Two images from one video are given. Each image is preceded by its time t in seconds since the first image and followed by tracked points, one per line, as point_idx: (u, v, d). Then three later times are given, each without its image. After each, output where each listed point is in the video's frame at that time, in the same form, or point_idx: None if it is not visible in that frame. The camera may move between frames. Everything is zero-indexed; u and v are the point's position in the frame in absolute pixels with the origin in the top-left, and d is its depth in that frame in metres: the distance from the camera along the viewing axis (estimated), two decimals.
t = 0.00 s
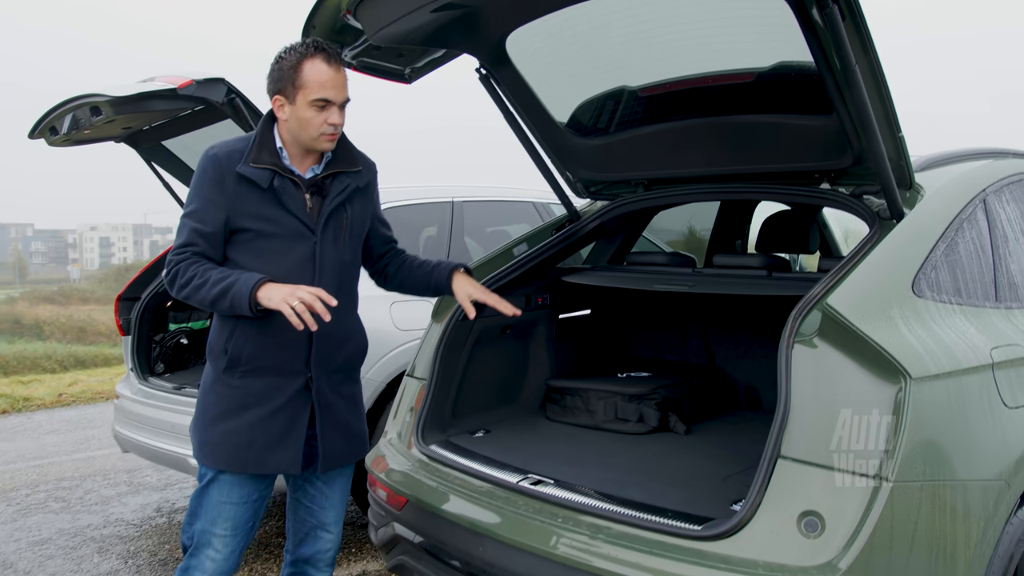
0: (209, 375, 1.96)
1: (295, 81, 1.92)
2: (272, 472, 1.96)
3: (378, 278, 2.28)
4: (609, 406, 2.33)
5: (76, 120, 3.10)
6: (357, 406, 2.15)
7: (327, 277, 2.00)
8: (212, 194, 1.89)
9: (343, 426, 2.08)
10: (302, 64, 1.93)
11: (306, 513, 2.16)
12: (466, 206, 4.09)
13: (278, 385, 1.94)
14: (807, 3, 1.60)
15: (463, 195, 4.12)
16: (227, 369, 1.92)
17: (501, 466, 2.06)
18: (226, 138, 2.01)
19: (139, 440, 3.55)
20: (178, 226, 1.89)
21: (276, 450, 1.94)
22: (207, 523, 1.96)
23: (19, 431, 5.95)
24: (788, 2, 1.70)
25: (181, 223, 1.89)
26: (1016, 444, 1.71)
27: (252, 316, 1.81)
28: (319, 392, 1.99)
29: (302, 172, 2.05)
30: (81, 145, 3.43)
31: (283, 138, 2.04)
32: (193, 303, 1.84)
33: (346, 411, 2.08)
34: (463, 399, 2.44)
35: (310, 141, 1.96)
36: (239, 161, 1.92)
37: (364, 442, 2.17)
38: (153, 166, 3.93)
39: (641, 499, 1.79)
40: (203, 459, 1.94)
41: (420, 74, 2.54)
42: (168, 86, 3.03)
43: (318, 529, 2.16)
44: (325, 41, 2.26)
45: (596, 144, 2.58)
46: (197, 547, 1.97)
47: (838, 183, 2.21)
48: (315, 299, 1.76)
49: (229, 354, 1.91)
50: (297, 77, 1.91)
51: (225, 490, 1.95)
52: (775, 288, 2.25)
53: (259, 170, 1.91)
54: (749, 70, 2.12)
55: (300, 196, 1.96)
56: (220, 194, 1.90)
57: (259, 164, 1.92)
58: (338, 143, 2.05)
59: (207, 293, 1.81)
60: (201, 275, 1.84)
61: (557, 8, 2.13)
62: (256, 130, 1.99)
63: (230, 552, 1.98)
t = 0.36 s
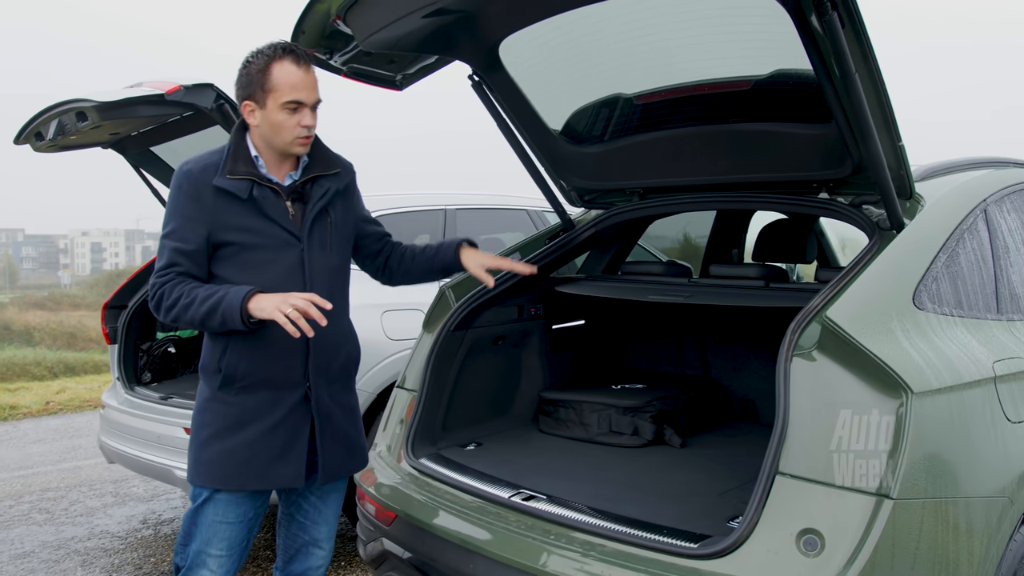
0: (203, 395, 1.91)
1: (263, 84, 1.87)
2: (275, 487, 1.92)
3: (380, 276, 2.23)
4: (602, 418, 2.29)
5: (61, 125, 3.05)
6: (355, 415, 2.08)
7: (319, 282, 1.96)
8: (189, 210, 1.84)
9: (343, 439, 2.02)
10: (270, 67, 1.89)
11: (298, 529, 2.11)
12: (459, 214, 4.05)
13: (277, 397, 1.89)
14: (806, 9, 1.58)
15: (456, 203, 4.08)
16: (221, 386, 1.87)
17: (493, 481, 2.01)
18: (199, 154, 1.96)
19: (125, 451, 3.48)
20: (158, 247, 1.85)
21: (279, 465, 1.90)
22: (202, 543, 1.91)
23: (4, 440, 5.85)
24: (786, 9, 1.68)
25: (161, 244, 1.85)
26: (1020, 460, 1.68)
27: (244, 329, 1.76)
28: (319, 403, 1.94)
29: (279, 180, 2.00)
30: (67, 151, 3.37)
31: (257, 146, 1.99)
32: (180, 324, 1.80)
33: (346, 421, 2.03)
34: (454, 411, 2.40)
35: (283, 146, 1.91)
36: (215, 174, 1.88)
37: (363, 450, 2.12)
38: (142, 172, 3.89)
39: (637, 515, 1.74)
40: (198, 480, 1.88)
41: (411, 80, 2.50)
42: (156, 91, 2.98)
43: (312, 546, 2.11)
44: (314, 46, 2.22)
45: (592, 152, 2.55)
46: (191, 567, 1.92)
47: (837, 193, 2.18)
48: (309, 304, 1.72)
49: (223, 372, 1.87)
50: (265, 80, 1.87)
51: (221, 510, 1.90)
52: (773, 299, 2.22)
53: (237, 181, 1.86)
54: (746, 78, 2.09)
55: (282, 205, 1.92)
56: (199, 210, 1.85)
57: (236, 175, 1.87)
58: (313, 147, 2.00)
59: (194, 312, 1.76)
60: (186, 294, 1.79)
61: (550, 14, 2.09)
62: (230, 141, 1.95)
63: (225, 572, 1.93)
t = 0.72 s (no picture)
0: (198, 399, 1.88)
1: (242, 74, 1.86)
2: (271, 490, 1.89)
3: (388, 264, 2.21)
4: (602, 419, 2.27)
5: (50, 125, 3.01)
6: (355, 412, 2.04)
7: (310, 283, 1.91)
8: (177, 217, 1.82)
9: (342, 441, 1.99)
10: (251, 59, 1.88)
11: (295, 533, 2.07)
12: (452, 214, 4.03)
13: (273, 399, 1.87)
14: (810, 9, 1.57)
15: (448, 203, 4.05)
16: (216, 389, 1.84)
17: (494, 483, 1.99)
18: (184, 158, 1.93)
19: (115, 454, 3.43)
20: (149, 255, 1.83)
21: (275, 467, 1.87)
22: (197, 547, 1.88)
23: None
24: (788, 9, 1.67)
25: (151, 252, 1.82)
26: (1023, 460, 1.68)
27: (231, 333, 1.73)
28: (315, 404, 1.91)
29: (266, 178, 1.95)
30: (55, 150, 3.32)
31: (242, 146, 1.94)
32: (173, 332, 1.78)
33: (343, 422, 1.98)
34: (452, 413, 2.38)
35: (259, 135, 1.85)
36: (200, 179, 1.85)
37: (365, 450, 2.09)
38: (131, 172, 3.84)
39: (641, 517, 1.73)
40: (196, 484, 1.85)
41: (407, 80, 2.47)
42: (146, 90, 2.94)
43: (308, 550, 2.08)
44: (309, 45, 2.19)
45: (589, 152, 2.54)
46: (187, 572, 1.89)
47: (837, 193, 2.18)
48: (295, 306, 1.69)
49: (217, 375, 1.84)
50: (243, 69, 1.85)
51: (216, 513, 1.87)
52: (772, 299, 2.22)
53: (222, 184, 1.83)
54: (746, 77, 2.08)
55: (269, 206, 1.88)
56: (187, 216, 1.83)
57: (220, 178, 1.83)
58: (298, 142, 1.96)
59: (184, 319, 1.74)
60: (176, 301, 1.77)
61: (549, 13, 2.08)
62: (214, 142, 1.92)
63: None
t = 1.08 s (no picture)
0: (197, 396, 1.86)
1: (265, 74, 1.82)
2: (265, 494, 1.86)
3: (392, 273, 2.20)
4: (610, 417, 2.28)
5: (45, 123, 2.97)
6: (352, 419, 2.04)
7: (315, 284, 1.90)
8: (189, 206, 1.79)
9: (341, 443, 1.98)
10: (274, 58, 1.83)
11: (300, 535, 2.06)
12: (449, 211, 4.02)
13: (270, 401, 1.84)
14: (824, 7, 1.58)
15: (445, 200, 4.05)
16: (214, 387, 1.82)
17: (506, 482, 1.99)
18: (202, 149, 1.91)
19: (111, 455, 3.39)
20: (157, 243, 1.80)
21: (271, 470, 1.85)
22: (207, 553, 1.85)
23: None
24: (801, 5, 1.68)
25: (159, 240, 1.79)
26: None
27: (232, 327, 1.69)
28: (313, 407, 1.89)
29: (281, 177, 1.94)
30: (48, 149, 3.28)
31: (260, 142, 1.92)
32: (176, 321, 1.74)
33: (338, 426, 1.97)
34: (459, 412, 2.38)
35: (279, 139, 1.84)
36: (217, 170, 1.83)
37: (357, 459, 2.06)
38: (124, 170, 3.80)
39: (657, 515, 1.74)
40: (193, 484, 1.83)
41: (411, 77, 2.46)
42: (144, 88, 2.92)
43: (314, 551, 2.07)
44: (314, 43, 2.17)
45: (592, 149, 2.54)
46: None
47: (844, 189, 2.19)
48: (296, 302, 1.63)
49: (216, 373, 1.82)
50: (265, 70, 1.81)
51: (225, 516, 1.85)
52: (779, 296, 2.23)
53: (238, 178, 1.80)
54: (754, 74, 2.09)
55: (282, 204, 1.86)
56: (198, 206, 1.80)
57: (236, 172, 1.82)
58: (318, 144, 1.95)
59: (186, 308, 1.70)
60: (181, 290, 1.73)
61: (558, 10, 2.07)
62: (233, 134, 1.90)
63: None
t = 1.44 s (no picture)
0: (194, 400, 1.82)
1: (301, 78, 1.80)
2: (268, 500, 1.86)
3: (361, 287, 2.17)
4: (624, 416, 2.32)
5: (47, 123, 2.95)
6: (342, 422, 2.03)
7: (324, 288, 1.91)
8: (199, 201, 1.75)
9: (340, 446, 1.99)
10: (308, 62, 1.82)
11: (302, 538, 2.05)
12: (451, 211, 4.03)
13: (273, 408, 1.83)
14: (841, 8, 1.59)
15: (447, 200, 4.05)
16: (216, 393, 1.79)
17: (522, 483, 2.00)
18: (212, 140, 1.87)
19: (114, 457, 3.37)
20: (159, 236, 1.74)
21: (274, 478, 1.85)
22: (225, 561, 1.86)
23: None
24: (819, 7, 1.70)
25: (163, 234, 1.73)
26: None
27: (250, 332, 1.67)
28: (313, 414, 1.90)
29: (291, 177, 1.93)
30: (49, 149, 3.26)
31: (274, 140, 1.90)
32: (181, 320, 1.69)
33: (337, 430, 1.98)
34: (471, 412, 2.39)
35: (308, 144, 1.85)
36: (230, 168, 1.79)
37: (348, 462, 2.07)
38: (124, 170, 3.78)
39: (675, 514, 1.75)
40: (196, 493, 1.81)
41: (421, 76, 2.49)
42: (149, 87, 2.91)
43: (319, 552, 2.06)
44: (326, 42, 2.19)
45: (601, 148, 2.56)
46: None
47: (855, 188, 2.21)
48: (329, 311, 1.65)
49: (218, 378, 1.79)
50: (301, 75, 1.80)
51: (237, 524, 1.85)
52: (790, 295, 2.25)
53: (254, 177, 1.79)
54: (767, 74, 2.11)
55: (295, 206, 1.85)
56: (209, 203, 1.76)
57: (252, 170, 1.79)
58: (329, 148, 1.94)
59: (199, 308, 1.66)
60: (190, 289, 1.68)
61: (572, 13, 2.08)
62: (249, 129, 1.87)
63: None
